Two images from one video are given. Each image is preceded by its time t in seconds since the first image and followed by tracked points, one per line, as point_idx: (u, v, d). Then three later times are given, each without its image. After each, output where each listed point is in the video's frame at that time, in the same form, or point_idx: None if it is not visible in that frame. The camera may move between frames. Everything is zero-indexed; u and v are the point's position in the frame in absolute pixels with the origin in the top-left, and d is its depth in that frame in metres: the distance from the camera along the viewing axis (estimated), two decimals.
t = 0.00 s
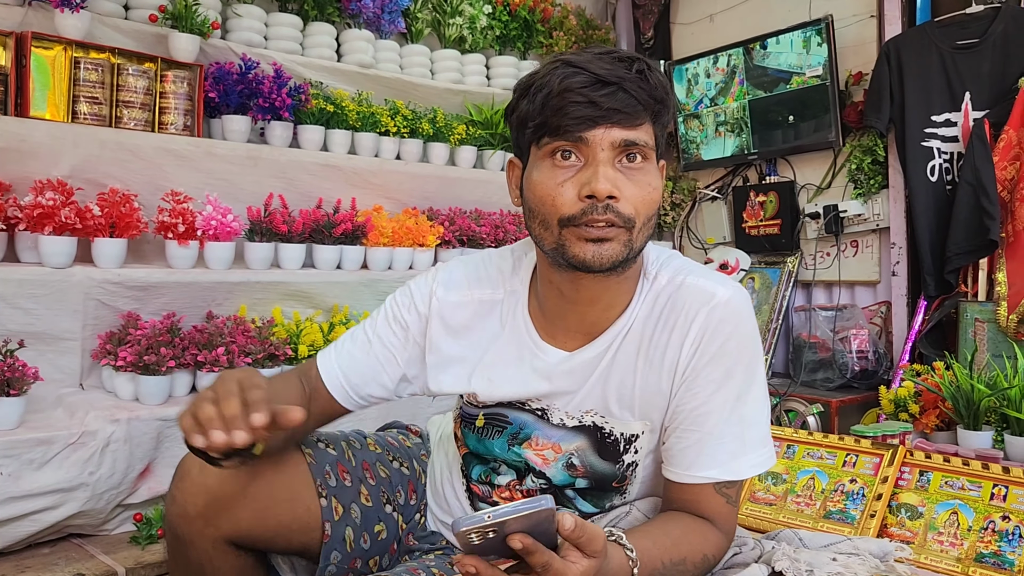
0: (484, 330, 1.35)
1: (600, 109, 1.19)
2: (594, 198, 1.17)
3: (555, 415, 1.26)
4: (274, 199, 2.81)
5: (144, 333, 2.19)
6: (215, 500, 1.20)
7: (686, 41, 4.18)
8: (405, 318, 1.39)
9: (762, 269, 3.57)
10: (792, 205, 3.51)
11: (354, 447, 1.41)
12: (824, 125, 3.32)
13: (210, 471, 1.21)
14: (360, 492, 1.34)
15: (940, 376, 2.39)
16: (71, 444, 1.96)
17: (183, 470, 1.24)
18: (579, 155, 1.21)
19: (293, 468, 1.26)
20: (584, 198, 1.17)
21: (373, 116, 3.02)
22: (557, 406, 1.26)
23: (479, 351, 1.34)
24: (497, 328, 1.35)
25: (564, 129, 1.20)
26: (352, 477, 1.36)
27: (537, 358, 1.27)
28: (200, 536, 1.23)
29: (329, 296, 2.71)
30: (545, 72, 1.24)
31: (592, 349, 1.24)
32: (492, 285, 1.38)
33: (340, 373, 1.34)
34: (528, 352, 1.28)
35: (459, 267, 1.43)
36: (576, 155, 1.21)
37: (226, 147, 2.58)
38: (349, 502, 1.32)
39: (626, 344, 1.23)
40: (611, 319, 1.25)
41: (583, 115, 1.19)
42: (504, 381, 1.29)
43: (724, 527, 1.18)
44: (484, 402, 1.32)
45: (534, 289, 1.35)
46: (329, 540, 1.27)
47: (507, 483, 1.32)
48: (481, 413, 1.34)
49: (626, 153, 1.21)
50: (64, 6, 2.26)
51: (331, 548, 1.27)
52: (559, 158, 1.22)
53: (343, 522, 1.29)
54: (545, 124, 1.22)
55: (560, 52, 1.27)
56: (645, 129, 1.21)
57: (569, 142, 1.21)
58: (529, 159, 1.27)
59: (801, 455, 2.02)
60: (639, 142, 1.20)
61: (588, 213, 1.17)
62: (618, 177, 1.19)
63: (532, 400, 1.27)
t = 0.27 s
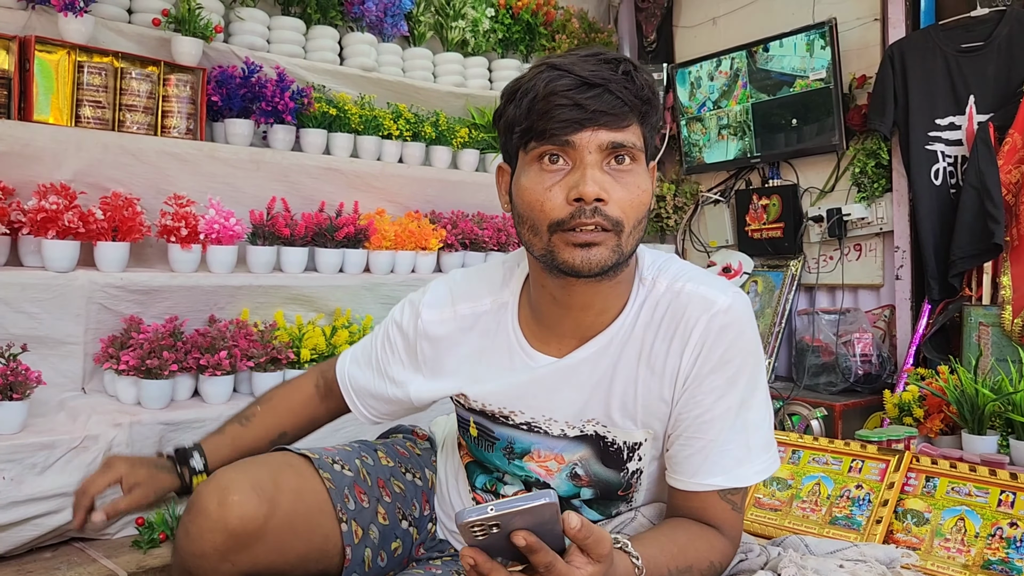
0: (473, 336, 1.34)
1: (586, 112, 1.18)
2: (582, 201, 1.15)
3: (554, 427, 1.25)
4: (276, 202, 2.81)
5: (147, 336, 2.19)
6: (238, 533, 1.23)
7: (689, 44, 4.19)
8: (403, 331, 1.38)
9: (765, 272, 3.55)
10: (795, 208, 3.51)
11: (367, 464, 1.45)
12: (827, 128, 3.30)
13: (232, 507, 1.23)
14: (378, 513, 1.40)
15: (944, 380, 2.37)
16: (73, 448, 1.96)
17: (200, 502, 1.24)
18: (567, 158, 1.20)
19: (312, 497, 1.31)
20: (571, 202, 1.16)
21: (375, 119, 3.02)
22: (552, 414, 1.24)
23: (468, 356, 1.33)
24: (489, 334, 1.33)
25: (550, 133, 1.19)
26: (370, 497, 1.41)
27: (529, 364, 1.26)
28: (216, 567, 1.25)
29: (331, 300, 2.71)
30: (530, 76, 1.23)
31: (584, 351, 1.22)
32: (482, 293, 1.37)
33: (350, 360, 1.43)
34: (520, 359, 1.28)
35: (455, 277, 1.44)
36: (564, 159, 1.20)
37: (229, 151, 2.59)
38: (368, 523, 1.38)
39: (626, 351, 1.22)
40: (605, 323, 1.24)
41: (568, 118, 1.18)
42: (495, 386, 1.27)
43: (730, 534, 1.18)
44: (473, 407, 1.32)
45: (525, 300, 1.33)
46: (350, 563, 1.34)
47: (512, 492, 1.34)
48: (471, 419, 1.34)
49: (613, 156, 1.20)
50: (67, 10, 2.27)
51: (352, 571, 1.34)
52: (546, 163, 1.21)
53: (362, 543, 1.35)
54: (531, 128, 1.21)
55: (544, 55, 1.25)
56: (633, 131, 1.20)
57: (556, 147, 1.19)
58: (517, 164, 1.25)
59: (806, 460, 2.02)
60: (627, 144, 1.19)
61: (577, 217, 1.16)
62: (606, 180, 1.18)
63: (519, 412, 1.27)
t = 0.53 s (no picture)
0: (451, 351, 1.39)
1: (548, 124, 1.20)
2: (548, 214, 1.17)
3: (536, 436, 1.29)
4: (281, 207, 2.81)
5: (150, 342, 2.19)
6: (242, 539, 1.23)
7: (694, 48, 4.14)
8: (389, 367, 1.47)
9: (771, 277, 3.52)
10: (801, 213, 3.47)
11: (373, 469, 1.45)
12: (834, 131, 3.29)
13: (237, 513, 1.23)
14: (384, 517, 1.40)
15: (952, 385, 2.34)
16: (76, 454, 1.96)
17: (206, 509, 1.25)
18: (531, 171, 1.22)
19: (318, 505, 1.31)
20: (537, 215, 1.18)
21: (380, 124, 3.00)
22: (531, 423, 1.28)
23: (449, 372, 1.39)
24: (469, 350, 1.38)
25: (513, 146, 1.21)
26: (375, 501, 1.41)
27: (506, 377, 1.29)
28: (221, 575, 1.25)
29: (335, 305, 2.71)
30: (492, 90, 1.26)
31: (561, 359, 1.25)
32: (462, 311, 1.44)
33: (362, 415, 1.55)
34: (497, 371, 1.31)
35: (441, 301, 1.51)
36: (528, 171, 1.22)
37: (233, 156, 2.59)
38: (374, 527, 1.39)
39: (605, 363, 1.24)
40: (581, 331, 1.27)
41: (531, 130, 1.20)
42: (477, 400, 1.31)
43: (730, 541, 1.17)
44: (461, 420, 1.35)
45: (501, 318, 1.37)
46: (355, 567, 1.34)
47: (506, 499, 1.37)
48: (458, 430, 1.38)
49: (577, 167, 1.23)
50: (72, 16, 2.28)
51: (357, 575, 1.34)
52: (511, 176, 1.23)
53: (368, 547, 1.36)
54: (494, 141, 1.23)
55: (506, 69, 1.28)
56: (595, 141, 1.23)
57: (519, 160, 1.22)
58: (482, 178, 1.28)
59: (811, 467, 1.99)
60: (589, 155, 1.22)
61: (543, 230, 1.18)
62: (570, 191, 1.20)
63: (503, 422, 1.30)
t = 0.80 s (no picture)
0: (450, 357, 1.39)
1: (528, 141, 1.20)
2: (532, 230, 1.18)
3: (531, 441, 1.30)
4: (287, 213, 2.81)
5: (156, 347, 2.20)
6: (239, 527, 1.23)
7: (700, 52, 4.13)
8: (385, 375, 1.48)
9: (779, 282, 3.49)
10: (809, 218, 3.46)
11: (374, 468, 1.45)
12: (842, 135, 3.27)
13: (234, 501, 1.24)
14: (383, 514, 1.40)
15: (962, 391, 2.33)
16: (82, 459, 1.96)
17: (205, 497, 1.26)
18: (514, 186, 1.22)
19: (317, 497, 1.32)
20: (521, 231, 1.19)
21: (386, 129, 3.03)
22: (526, 429, 1.29)
23: (448, 378, 1.39)
24: (468, 356, 1.38)
25: (494, 164, 1.22)
26: (375, 499, 1.41)
27: (503, 383, 1.30)
28: (218, 567, 1.24)
29: (341, 310, 2.70)
30: (470, 106, 1.25)
31: (556, 365, 1.25)
32: (461, 316, 1.44)
33: (358, 425, 1.54)
34: (495, 378, 1.32)
35: (441, 305, 1.51)
36: (511, 186, 1.23)
37: (240, 162, 2.60)
38: (372, 524, 1.38)
39: (599, 370, 1.24)
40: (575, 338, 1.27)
41: (511, 147, 1.20)
42: (472, 406, 1.32)
43: (732, 547, 1.16)
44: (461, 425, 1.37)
45: (496, 323, 1.38)
46: (353, 563, 1.33)
47: (506, 502, 1.39)
48: (458, 433, 1.39)
49: (560, 178, 1.23)
50: (79, 23, 2.29)
51: (354, 571, 1.33)
52: (494, 192, 1.24)
53: (366, 543, 1.35)
54: (475, 160, 1.24)
55: (482, 84, 1.27)
56: (576, 151, 1.23)
57: (501, 176, 1.22)
58: (468, 194, 1.28)
59: (817, 474, 1.98)
60: (572, 165, 1.22)
61: (528, 245, 1.19)
62: (555, 204, 1.20)
63: (499, 428, 1.32)
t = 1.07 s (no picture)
0: (457, 359, 1.40)
1: (518, 182, 1.15)
2: (530, 268, 1.16)
3: (538, 445, 1.30)
4: (292, 216, 2.81)
5: (160, 351, 2.20)
6: (243, 537, 1.21)
7: (707, 55, 4.12)
8: (391, 378, 1.47)
9: (786, 284, 3.48)
10: (816, 221, 3.44)
11: (377, 475, 1.45)
12: (850, 137, 3.25)
13: (238, 511, 1.21)
14: (387, 522, 1.40)
15: (970, 395, 2.29)
16: (86, 463, 1.96)
17: (207, 505, 1.22)
18: (508, 220, 1.18)
19: (320, 506, 1.30)
20: (520, 268, 1.16)
21: (391, 133, 3.02)
22: (533, 432, 1.29)
23: (455, 381, 1.40)
24: (476, 358, 1.38)
25: (486, 206, 1.17)
26: (378, 506, 1.41)
27: (511, 385, 1.31)
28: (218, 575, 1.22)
29: (346, 314, 2.70)
30: (453, 144, 1.18)
31: (565, 367, 1.25)
32: (470, 318, 1.44)
33: (363, 428, 1.54)
34: (502, 380, 1.32)
35: (449, 308, 1.51)
36: (506, 222, 1.19)
37: (245, 166, 2.60)
38: (377, 532, 1.39)
39: (606, 372, 1.24)
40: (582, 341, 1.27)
41: (502, 190, 1.15)
42: (480, 409, 1.33)
43: (735, 555, 1.14)
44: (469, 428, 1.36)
45: (504, 326, 1.38)
46: (358, 572, 1.34)
47: (512, 505, 1.39)
48: (465, 435, 1.39)
49: (553, 207, 1.18)
50: (85, 27, 2.30)
51: None
52: (490, 227, 1.20)
53: (371, 552, 1.36)
54: (467, 200, 1.19)
55: (461, 117, 1.18)
56: (567, 179, 1.17)
57: (494, 214, 1.18)
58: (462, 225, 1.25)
59: (822, 479, 1.95)
60: (565, 195, 1.17)
61: (528, 281, 1.17)
62: (552, 236, 1.17)
63: (506, 432, 1.31)
